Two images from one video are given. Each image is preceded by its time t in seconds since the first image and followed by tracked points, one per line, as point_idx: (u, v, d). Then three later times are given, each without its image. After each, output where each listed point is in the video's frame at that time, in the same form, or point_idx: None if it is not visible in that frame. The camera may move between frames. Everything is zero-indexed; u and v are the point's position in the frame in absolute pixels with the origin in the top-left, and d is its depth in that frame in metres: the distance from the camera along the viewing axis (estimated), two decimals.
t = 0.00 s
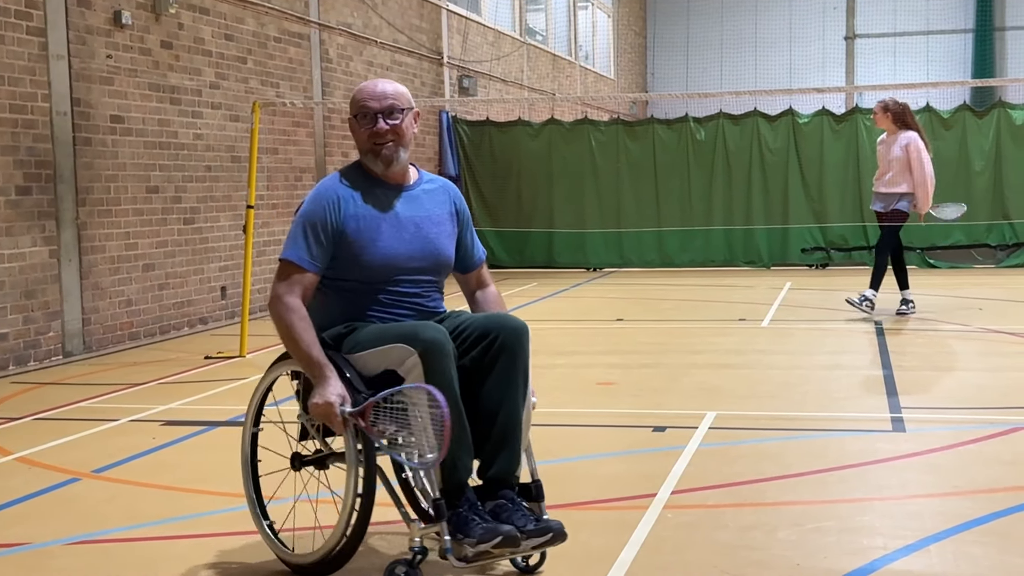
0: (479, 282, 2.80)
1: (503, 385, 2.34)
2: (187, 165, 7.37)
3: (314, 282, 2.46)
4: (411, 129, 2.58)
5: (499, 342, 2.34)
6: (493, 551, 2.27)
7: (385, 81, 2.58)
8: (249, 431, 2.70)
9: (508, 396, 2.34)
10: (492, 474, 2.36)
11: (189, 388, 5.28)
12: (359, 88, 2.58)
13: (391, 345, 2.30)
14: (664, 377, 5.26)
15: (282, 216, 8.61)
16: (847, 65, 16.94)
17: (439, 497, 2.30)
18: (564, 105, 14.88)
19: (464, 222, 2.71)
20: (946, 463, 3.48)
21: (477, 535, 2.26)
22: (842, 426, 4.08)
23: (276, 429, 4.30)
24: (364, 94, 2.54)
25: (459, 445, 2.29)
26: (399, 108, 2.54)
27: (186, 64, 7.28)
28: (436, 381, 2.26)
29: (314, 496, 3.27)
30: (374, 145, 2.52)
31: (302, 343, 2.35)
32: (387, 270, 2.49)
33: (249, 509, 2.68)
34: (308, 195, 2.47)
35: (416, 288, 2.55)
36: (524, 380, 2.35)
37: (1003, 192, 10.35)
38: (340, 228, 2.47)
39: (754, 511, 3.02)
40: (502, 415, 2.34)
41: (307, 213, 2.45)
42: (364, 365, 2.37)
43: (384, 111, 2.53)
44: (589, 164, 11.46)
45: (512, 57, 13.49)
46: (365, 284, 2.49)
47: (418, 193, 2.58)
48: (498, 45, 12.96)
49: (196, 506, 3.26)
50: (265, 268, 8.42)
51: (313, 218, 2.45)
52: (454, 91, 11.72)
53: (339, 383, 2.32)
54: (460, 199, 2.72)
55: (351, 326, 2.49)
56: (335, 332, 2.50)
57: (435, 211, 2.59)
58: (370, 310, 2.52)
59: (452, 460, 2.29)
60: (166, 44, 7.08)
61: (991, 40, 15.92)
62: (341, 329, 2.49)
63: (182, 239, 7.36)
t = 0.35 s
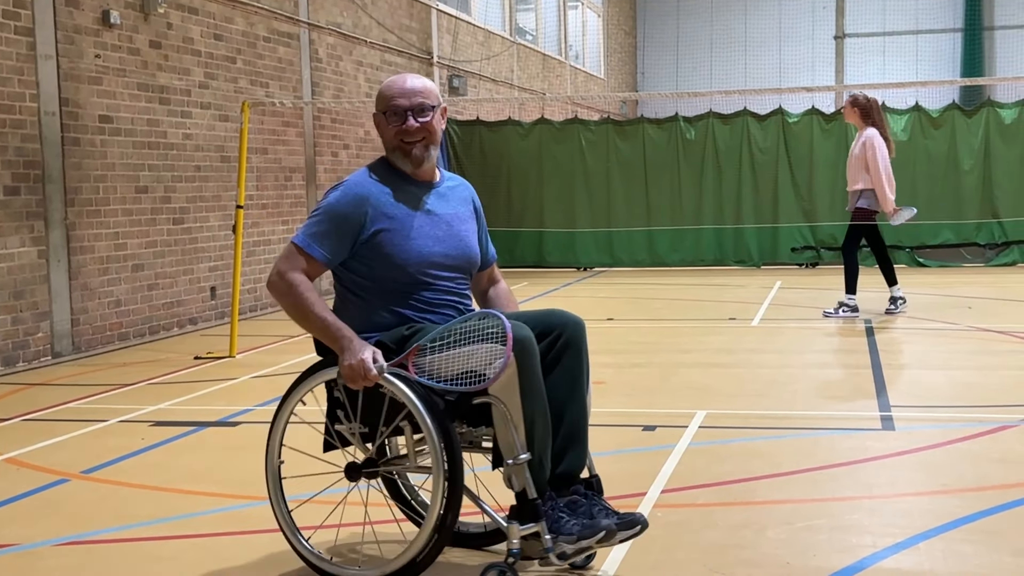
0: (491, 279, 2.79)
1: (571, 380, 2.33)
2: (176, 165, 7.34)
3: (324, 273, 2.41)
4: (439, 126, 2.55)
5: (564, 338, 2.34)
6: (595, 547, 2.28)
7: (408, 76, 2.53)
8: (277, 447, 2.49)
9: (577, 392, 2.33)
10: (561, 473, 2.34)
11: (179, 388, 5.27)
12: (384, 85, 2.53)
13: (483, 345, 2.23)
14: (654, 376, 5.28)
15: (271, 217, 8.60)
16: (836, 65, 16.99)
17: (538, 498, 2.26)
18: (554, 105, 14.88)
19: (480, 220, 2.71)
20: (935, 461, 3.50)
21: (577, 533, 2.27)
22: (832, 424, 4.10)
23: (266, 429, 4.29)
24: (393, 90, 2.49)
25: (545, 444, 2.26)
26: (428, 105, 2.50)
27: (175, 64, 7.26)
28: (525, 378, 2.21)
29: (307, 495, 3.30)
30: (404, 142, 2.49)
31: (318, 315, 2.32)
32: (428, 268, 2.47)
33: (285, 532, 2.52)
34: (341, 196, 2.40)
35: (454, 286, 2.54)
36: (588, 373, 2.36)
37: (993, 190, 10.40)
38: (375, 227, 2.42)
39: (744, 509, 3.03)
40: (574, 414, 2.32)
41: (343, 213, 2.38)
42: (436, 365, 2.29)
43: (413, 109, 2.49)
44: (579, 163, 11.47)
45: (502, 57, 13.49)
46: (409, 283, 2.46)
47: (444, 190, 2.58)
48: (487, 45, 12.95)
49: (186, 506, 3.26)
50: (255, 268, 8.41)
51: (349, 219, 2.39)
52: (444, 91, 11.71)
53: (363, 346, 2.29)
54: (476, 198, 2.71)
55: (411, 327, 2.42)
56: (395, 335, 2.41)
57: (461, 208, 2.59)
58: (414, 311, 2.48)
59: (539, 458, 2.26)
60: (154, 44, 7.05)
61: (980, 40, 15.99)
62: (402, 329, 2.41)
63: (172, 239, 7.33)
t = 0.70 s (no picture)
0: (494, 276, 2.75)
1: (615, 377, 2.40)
2: (159, 164, 7.31)
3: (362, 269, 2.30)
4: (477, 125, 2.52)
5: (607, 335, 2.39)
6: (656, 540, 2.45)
7: (446, 74, 2.49)
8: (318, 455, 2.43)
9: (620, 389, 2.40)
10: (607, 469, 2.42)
11: (163, 388, 5.25)
12: (424, 82, 2.47)
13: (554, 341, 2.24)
14: (639, 375, 5.30)
15: (255, 216, 8.57)
16: (820, 64, 17.06)
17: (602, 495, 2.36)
18: (539, 104, 14.89)
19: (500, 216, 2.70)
20: (918, 458, 3.53)
21: (640, 528, 2.42)
22: (816, 423, 4.12)
23: (250, 429, 4.29)
24: (436, 88, 2.45)
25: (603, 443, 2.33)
26: (472, 104, 2.48)
27: (158, 63, 7.23)
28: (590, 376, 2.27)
29: (291, 495, 3.31)
30: (448, 141, 2.45)
31: (363, 314, 2.22)
32: (474, 269, 2.44)
33: (327, 542, 2.45)
34: (389, 193, 2.32)
35: (493, 286, 2.53)
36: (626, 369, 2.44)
37: (976, 189, 10.48)
38: (422, 226, 2.36)
39: (728, 508, 3.04)
40: (618, 408, 2.39)
41: (394, 210, 2.30)
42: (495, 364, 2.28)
43: (459, 107, 2.45)
44: (564, 162, 11.48)
45: (487, 56, 13.49)
46: (456, 283, 2.42)
47: (477, 189, 2.56)
48: (472, 44, 12.94)
49: (169, 507, 3.25)
50: (239, 268, 8.38)
51: (399, 216, 2.31)
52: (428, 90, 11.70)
53: (411, 348, 2.23)
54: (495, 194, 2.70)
55: (465, 327, 2.37)
56: (449, 335, 2.36)
57: (492, 207, 2.57)
58: (459, 312, 2.45)
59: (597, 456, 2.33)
60: (137, 43, 7.01)
61: (963, 39, 16.08)
62: (456, 329, 2.36)
63: (155, 239, 7.30)
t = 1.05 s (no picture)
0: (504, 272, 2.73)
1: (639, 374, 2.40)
2: (138, 163, 7.26)
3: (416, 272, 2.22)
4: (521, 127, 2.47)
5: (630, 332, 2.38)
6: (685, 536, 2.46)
7: (496, 73, 2.43)
8: (341, 461, 2.40)
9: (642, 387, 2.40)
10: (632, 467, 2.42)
11: (142, 388, 5.22)
12: (474, 80, 2.41)
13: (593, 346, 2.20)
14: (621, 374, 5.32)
15: (234, 215, 8.53)
16: (800, 63, 17.17)
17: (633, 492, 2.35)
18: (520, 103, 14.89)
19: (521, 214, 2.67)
20: (896, 456, 3.57)
21: (669, 525, 2.43)
22: (796, 420, 4.16)
23: (230, 429, 4.27)
24: (489, 87, 2.38)
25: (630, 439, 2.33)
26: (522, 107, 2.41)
27: (136, 61, 7.18)
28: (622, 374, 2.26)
29: (270, 495, 3.31)
30: (496, 143, 2.39)
31: (430, 322, 2.14)
32: (514, 272, 2.41)
33: (353, 546, 2.39)
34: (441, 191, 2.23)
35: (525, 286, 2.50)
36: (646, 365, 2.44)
37: (954, 188, 10.58)
38: (468, 225, 2.30)
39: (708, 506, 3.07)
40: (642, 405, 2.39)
41: (446, 210, 2.23)
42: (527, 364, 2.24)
43: (511, 110, 2.39)
44: (545, 161, 11.49)
45: (467, 55, 13.48)
46: (496, 284, 2.38)
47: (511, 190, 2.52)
48: (453, 43, 12.93)
49: (148, 507, 3.23)
50: (218, 267, 8.33)
51: (449, 216, 2.24)
52: (409, 89, 11.67)
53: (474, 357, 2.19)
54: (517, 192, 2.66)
55: (493, 325, 2.36)
56: (476, 334, 2.34)
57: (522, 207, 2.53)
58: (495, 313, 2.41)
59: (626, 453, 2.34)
60: (115, 41, 6.96)
61: (942, 38, 16.19)
62: (483, 329, 2.34)
63: (134, 239, 7.25)
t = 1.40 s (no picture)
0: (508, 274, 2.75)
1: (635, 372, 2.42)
2: (115, 163, 7.21)
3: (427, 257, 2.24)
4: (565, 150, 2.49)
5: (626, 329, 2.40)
6: (685, 535, 2.48)
7: (552, 92, 2.45)
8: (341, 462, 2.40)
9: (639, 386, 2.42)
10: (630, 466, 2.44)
11: (119, 389, 5.18)
12: (532, 94, 2.43)
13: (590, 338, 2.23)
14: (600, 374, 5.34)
15: (212, 216, 8.49)
16: (778, 63, 17.30)
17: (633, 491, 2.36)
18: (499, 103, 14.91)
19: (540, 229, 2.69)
20: (872, 455, 3.61)
21: (669, 524, 2.45)
22: (773, 420, 4.20)
23: (208, 430, 4.26)
24: (542, 104, 2.40)
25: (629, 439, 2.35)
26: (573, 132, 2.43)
27: (112, 61, 7.12)
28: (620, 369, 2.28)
29: (246, 496, 3.30)
30: (538, 161, 2.41)
31: (418, 308, 2.17)
32: (526, 283, 2.43)
33: (349, 544, 2.40)
34: (472, 191, 2.26)
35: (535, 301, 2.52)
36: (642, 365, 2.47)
37: (931, 188, 10.69)
38: (489, 231, 2.32)
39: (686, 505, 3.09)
40: (640, 403, 2.42)
41: (471, 210, 2.25)
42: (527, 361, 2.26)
43: (560, 133, 2.40)
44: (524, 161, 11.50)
45: (446, 55, 13.48)
46: (500, 291, 2.39)
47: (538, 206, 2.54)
48: (431, 43, 12.93)
49: (125, 509, 3.22)
50: (195, 268, 8.29)
51: (474, 215, 2.26)
52: (388, 89, 11.65)
53: (449, 347, 2.21)
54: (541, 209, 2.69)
55: (493, 326, 2.37)
56: (477, 334, 2.34)
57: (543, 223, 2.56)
58: (494, 316, 2.41)
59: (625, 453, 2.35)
60: (91, 41, 6.91)
61: (919, 39, 16.35)
62: (483, 329, 2.35)
63: (111, 239, 7.19)
